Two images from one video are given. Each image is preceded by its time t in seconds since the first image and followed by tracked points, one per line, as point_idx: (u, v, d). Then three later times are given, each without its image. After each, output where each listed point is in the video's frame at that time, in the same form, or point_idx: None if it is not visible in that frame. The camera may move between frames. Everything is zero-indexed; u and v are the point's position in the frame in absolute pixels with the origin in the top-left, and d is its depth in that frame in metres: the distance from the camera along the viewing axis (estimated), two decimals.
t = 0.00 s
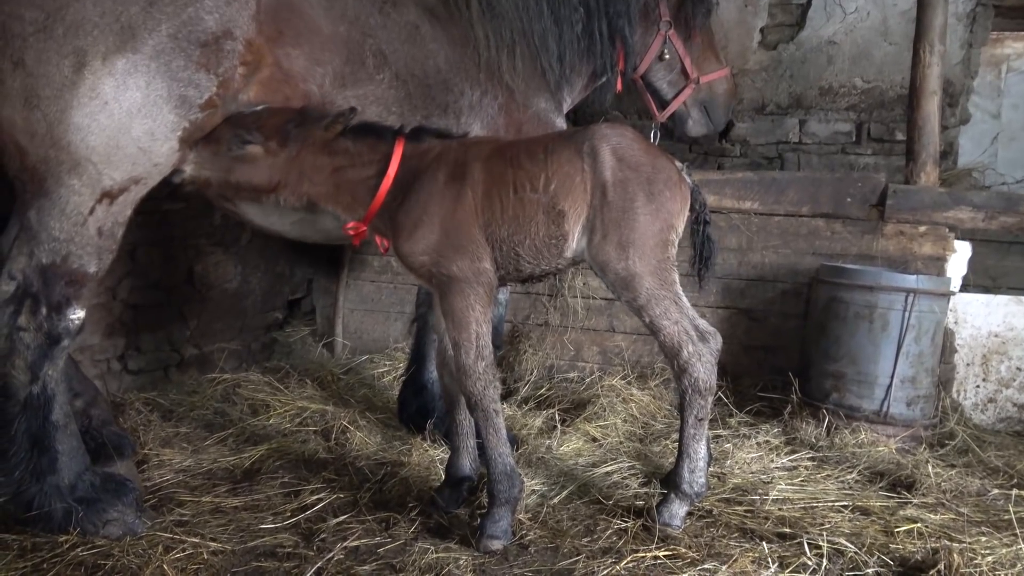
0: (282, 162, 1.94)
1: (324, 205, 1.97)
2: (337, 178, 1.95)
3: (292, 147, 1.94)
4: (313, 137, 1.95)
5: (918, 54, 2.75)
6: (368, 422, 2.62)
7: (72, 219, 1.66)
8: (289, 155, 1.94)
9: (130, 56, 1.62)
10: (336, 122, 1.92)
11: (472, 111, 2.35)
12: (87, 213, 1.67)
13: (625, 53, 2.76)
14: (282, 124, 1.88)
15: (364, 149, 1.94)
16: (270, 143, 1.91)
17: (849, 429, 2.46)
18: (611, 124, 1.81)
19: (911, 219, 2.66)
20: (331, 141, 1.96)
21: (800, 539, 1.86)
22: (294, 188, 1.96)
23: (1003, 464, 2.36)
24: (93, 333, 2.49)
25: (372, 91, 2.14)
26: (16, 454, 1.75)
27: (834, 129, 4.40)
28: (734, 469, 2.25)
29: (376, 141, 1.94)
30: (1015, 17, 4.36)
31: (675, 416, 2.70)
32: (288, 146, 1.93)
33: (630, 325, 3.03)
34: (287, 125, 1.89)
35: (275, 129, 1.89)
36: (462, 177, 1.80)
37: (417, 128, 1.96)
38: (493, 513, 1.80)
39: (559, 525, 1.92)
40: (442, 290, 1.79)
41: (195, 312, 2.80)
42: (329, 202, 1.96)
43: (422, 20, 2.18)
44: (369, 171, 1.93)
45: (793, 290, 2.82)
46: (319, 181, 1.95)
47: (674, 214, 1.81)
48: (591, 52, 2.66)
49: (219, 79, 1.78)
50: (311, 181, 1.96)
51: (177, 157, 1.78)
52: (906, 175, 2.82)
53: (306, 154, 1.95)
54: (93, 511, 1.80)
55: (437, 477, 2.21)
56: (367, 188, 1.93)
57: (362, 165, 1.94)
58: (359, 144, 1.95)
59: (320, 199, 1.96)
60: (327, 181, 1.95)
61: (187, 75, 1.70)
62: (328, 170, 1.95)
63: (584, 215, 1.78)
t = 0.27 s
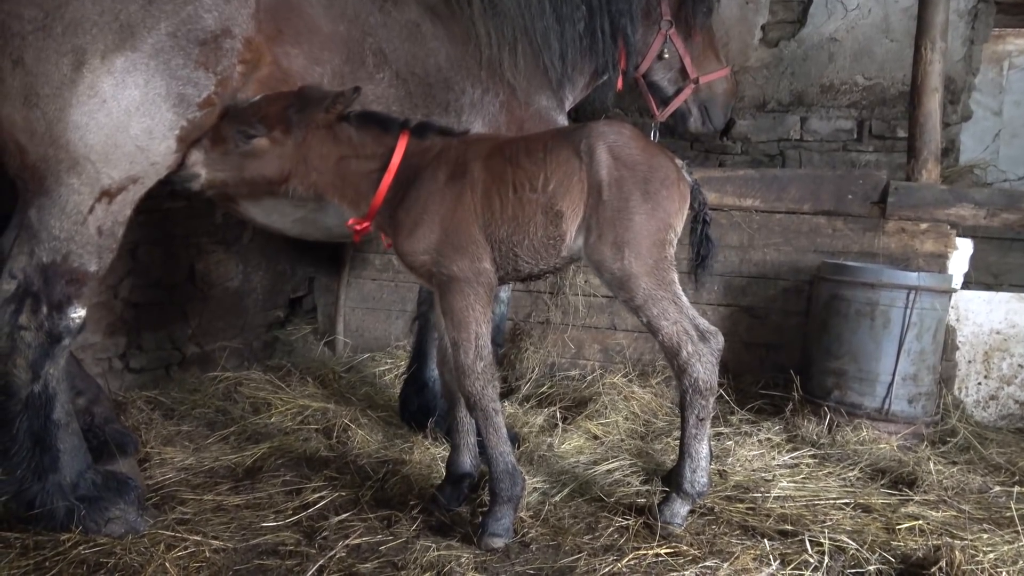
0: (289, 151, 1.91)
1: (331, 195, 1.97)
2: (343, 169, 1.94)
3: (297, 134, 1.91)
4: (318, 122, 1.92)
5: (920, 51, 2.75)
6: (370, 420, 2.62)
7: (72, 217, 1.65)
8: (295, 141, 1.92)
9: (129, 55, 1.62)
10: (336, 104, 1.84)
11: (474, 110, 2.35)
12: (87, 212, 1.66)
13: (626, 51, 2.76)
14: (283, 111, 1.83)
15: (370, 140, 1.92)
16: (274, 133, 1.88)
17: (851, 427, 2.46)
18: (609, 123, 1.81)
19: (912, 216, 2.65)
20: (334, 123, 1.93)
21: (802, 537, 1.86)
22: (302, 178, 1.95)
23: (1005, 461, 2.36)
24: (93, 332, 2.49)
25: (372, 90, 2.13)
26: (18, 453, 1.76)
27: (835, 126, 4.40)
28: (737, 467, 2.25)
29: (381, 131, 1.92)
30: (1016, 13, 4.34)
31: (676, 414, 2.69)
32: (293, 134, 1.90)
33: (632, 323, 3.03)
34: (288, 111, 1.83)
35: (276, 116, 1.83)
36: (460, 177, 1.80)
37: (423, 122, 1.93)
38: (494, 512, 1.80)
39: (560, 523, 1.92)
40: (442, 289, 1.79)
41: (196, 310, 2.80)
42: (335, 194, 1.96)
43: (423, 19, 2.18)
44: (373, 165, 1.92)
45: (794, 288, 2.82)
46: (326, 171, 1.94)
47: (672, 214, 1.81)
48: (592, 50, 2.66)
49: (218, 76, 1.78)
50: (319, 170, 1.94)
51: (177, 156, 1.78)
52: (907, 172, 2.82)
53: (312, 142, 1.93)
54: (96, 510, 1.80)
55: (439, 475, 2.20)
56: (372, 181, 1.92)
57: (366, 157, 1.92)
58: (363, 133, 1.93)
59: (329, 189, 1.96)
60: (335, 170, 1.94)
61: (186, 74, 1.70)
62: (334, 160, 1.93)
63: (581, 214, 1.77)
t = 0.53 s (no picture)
0: (282, 153, 1.91)
1: (329, 197, 1.97)
2: (340, 169, 1.93)
3: (288, 136, 1.90)
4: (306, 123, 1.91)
5: (921, 49, 2.75)
6: (371, 418, 2.62)
7: (72, 215, 1.66)
8: (287, 143, 1.91)
9: (128, 51, 1.63)
10: (320, 104, 1.83)
11: (475, 108, 2.35)
12: (87, 209, 1.67)
13: (631, 49, 2.75)
14: (270, 112, 1.83)
15: (367, 140, 1.92)
16: (265, 136, 1.87)
17: (852, 426, 2.46)
18: (610, 121, 1.81)
19: (914, 215, 2.65)
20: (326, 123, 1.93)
21: (803, 535, 1.86)
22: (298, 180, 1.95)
23: (1006, 460, 2.36)
24: (94, 330, 2.49)
25: (373, 87, 2.12)
26: (18, 450, 1.76)
27: (837, 125, 4.40)
28: (739, 466, 2.25)
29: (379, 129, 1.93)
30: (1018, 12, 4.34)
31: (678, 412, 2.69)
32: (284, 137, 1.90)
33: (632, 321, 3.03)
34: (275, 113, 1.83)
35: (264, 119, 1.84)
36: (462, 175, 1.80)
37: (421, 121, 1.94)
38: (496, 510, 1.80)
39: (561, 521, 1.92)
40: (444, 288, 1.79)
41: (196, 308, 2.80)
42: (334, 194, 1.96)
43: (425, 17, 2.18)
44: (369, 164, 1.92)
45: (795, 286, 2.82)
46: (321, 172, 1.94)
47: (674, 212, 1.81)
48: (596, 48, 2.66)
49: (218, 74, 1.78)
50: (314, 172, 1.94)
51: (177, 153, 1.78)
52: (909, 170, 2.82)
53: (305, 143, 1.92)
54: (97, 507, 1.80)
55: (439, 473, 2.20)
56: (372, 180, 1.92)
57: (362, 157, 1.92)
58: (357, 134, 1.93)
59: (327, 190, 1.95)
60: (330, 171, 1.93)
61: (185, 71, 1.70)
62: (329, 160, 1.93)
63: (583, 212, 1.78)
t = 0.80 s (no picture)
0: (275, 154, 1.89)
1: (324, 198, 1.96)
2: (332, 170, 1.93)
3: (278, 135, 1.88)
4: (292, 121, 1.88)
5: (923, 48, 2.74)
6: (371, 416, 2.62)
7: (72, 212, 1.66)
8: (278, 143, 1.89)
9: (127, 49, 1.63)
10: (303, 99, 1.82)
11: (476, 107, 2.35)
12: (87, 207, 1.66)
13: (633, 48, 2.75)
14: (261, 112, 1.83)
15: (360, 140, 1.92)
16: (257, 136, 1.86)
17: (853, 425, 2.46)
18: (608, 119, 1.81)
19: (915, 214, 2.66)
20: (317, 124, 1.91)
21: (804, 534, 1.86)
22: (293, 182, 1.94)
23: (1007, 459, 2.36)
24: (95, 328, 2.49)
25: (374, 86, 2.12)
26: (19, 448, 1.76)
27: (838, 124, 4.41)
28: (741, 464, 2.25)
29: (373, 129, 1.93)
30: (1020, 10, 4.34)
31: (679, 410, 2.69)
32: (276, 138, 1.88)
33: (633, 320, 3.03)
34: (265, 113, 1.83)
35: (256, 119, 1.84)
36: (460, 173, 1.80)
37: (415, 121, 1.95)
38: (496, 509, 1.80)
39: (561, 520, 1.92)
40: (442, 286, 1.79)
41: (197, 307, 2.80)
42: (328, 195, 1.96)
43: (426, 15, 2.18)
44: (363, 164, 1.92)
45: (796, 285, 2.82)
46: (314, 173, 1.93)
47: (671, 210, 1.81)
48: (598, 47, 2.66)
49: (217, 72, 1.79)
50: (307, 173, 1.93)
51: (177, 151, 1.78)
52: (910, 168, 2.82)
53: (295, 143, 1.91)
54: (98, 505, 1.80)
55: (439, 472, 2.20)
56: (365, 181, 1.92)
57: (355, 157, 1.92)
58: (349, 134, 1.93)
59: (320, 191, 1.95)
60: (323, 173, 1.93)
61: (185, 69, 1.71)
62: (321, 161, 1.92)
63: (581, 210, 1.78)
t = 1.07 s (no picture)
0: (272, 154, 1.90)
1: (323, 199, 1.96)
2: (331, 171, 1.93)
3: (276, 137, 1.88)
4: (288, 124, 1.88)
5: (925, 46, 2.74)
6: (373, 415, 2.63)
7: (73, 211, 1.65)
8: (276, 145, 1.90)
9: (127, 48, 1.63)
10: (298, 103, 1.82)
11: (478, 106, 2.35)
12: (88, 206, 1.66)
13: (641, 44, 2.75)
14: (259, 114, 1.83)
15: (360, 143, 1.93)
16: (255, 137, 1.86)
17: (855, 423, 2.46)
18: (607, 116, 1.81)
19: (917, 212, 2.65)
20: (315, 126, 1.91)
21: (806, 533, 1.86)
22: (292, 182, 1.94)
23: (1009, 458, 2.36)
24: (96, 326, 2.49)
25: (373, 84, 2.12)
26: (21, 446, 1.76)
27: (840, 122, 4.41)
28: (743, 463, 2.24)
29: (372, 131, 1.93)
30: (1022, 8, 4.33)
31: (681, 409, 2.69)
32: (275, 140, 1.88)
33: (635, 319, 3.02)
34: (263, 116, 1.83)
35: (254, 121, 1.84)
36: (460, 171, 1.80)
37: (413, 121, 1.95)
38: (497, 506, 1.80)
39: (563, 519, 1.92)
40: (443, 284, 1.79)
41: (198, 305, 2.80)
42: (328, 195, 1.95)
43: (428, 14, 2.17)
44: (362, 165, 1.92)
45: (798, 283, 2.82)
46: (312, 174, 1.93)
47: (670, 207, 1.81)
48: (603, 45, 2.64)
49: (217, 71, 1.78)
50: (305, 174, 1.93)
51: (178, 150, 1.78)
52: (912, 167, 2.81)
53: (293, 145, 1.91)
54: (100, 503, 1.80)
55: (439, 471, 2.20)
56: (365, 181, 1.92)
57: (354, 158, 1.92)
58: (348, 138, 1.93)
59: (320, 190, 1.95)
60: (322, 174, 1.93)
61: (185, 67, 1.71)
62: (320, 162, 1.92)
63: (582, 207, 1.78)
